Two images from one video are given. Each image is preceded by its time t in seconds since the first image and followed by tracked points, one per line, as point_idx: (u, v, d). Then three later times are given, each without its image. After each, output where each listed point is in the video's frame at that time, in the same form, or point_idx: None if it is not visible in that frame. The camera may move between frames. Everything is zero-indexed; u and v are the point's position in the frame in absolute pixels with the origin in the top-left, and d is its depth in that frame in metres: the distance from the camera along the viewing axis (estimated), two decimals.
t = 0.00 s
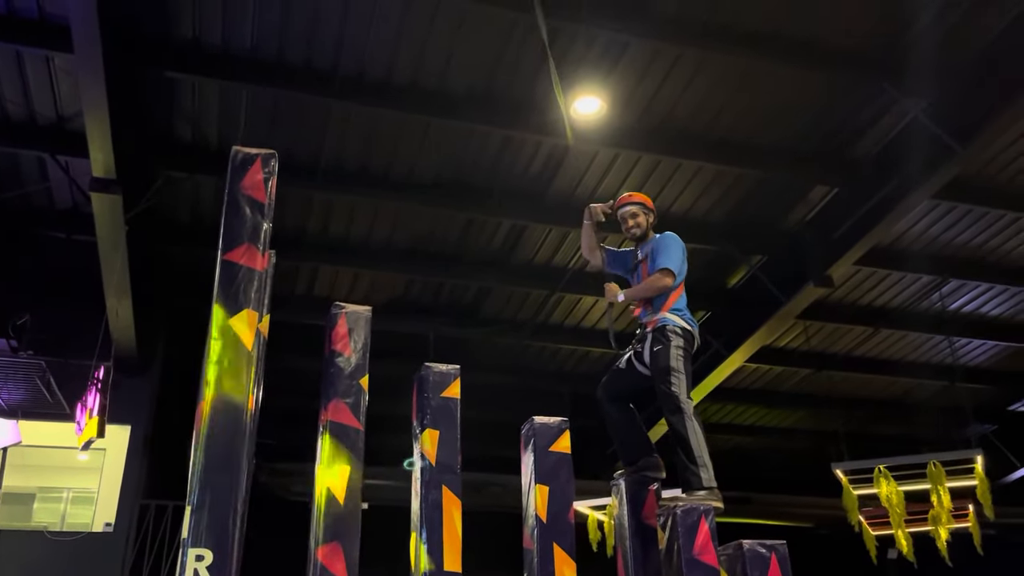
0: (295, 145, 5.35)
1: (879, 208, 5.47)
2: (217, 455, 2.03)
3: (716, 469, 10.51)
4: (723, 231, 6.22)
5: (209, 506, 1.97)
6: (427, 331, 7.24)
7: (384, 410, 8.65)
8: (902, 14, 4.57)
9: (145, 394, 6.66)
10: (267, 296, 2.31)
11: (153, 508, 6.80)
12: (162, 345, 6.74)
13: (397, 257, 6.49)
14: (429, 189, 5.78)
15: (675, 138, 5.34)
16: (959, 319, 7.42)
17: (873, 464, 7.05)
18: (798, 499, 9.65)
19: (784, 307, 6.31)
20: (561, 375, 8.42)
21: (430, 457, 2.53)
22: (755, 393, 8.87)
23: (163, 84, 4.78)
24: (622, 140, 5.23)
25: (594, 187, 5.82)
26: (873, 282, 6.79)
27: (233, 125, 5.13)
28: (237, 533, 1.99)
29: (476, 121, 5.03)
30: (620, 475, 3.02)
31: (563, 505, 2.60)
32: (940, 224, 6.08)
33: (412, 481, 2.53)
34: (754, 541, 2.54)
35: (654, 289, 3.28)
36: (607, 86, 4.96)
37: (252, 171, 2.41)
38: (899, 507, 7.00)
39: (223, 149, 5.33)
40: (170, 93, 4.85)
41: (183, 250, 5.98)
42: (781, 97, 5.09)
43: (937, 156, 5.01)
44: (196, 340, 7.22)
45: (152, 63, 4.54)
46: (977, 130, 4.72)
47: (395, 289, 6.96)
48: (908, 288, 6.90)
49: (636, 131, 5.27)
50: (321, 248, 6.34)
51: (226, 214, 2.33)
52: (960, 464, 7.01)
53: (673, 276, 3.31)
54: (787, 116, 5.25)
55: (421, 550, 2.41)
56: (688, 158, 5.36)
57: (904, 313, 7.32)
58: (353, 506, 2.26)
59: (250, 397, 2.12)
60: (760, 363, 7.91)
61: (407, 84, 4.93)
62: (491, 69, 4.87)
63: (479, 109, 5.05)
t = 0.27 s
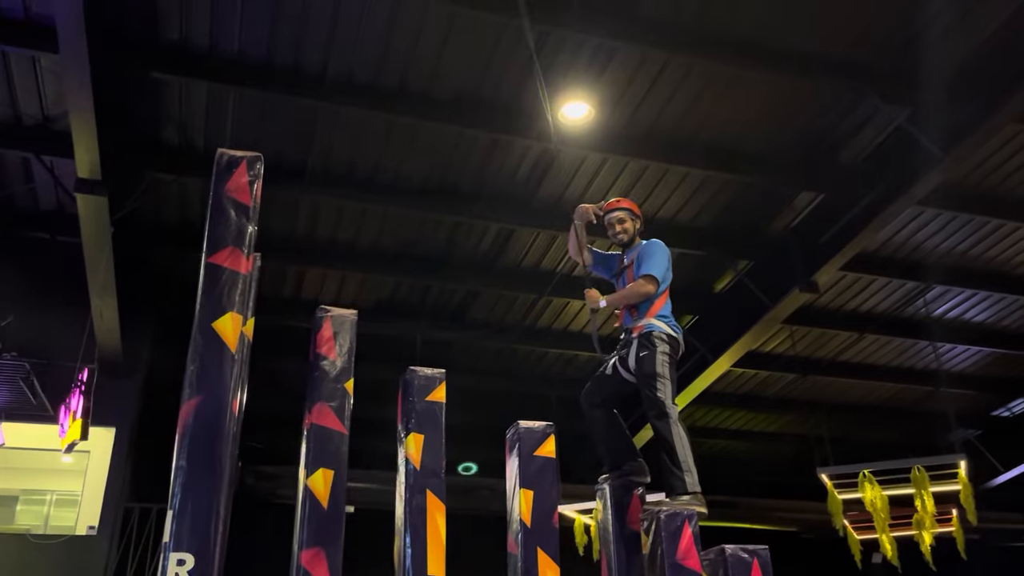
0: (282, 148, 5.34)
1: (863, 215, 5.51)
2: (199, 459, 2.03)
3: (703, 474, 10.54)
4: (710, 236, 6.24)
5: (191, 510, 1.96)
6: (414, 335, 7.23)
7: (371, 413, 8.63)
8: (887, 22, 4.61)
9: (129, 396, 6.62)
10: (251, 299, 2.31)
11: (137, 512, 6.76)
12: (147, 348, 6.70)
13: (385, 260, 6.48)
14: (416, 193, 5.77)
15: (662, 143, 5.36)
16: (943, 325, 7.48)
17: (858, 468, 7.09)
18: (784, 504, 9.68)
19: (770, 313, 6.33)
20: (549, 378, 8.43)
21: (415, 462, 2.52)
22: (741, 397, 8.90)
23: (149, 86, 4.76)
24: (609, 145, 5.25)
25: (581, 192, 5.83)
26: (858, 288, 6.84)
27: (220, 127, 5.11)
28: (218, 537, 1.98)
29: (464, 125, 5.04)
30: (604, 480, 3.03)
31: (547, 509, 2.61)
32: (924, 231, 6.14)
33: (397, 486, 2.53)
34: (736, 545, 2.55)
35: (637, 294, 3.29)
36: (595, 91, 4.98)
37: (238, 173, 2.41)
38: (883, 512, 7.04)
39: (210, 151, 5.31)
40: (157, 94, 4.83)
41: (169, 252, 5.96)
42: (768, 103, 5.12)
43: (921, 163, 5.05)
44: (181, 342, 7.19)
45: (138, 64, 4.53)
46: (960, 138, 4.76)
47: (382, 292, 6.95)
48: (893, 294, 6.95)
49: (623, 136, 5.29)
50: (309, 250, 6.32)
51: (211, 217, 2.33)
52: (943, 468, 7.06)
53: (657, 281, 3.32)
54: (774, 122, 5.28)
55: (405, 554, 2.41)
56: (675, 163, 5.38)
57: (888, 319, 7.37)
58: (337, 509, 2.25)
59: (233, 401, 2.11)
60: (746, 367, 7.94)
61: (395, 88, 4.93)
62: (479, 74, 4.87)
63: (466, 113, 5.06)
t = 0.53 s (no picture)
0: (272, 147, 5.31)
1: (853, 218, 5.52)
2: (188, 459, 2.01)
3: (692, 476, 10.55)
4: (701, 238, 6.25)
5: (179, 511, 1.95)
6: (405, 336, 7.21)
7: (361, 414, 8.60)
8: (877, 26, 4.63)
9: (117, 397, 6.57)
10: (241, 299, 2.29)
11: (124, 513, 6.71)
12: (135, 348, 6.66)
13: (376, 260, 6.46)
14: (407, 193, 5.75)
15: (653, 145, 5.36)
16: (932, 327, 7.51)
17: (847, 471, 7.10)
18: (773, 506, 9.70)
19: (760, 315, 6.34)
20: (539, 380, 8.42)
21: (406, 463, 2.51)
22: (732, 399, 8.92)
23: (139, 84, 4.73)
24: (601, 146, 5.25)
25: (573, 194, 5.83)
26: (848, 291, 6.85)
27: (210, 126, 5.08)
28: (207, 539, 1.96)
29: (455, 126, 5.02)
30: (596, 482, 3.03)
31: (538, 510, 2.59)
32: (913, 234, 6.16)
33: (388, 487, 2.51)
34: (728, 545, 2.55)
35: (626, 296, 3.28)
36: (587, 93, 4.98)
37: (228, 172, 2.39)
38: (872, 514, 7.06)
39: (200, 150, 5.28)
40: (146, 93, 4.80)
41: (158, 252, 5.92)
42: (758, 106, 5.13)
43: (911, 167, 5.06)
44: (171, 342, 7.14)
45: (127, 62, 4.49)
46: (950, 141, 4.77)
47: (373, 293, 6.92)
48: (882, 297, 6.98)
49: (615, 138, 5.29)
50: (299, 250, 6.30)
51: (201, 216, 2.31)
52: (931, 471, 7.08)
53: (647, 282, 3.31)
54: (765, 125, 5.28)
55: (396, 556, 2.39)
56: (667, 165, 5.38)
57: (878, 322, 7.40)
58: (326, 511, 2.24)
59: (222, 401, 2.10)
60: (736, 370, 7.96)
61: (386, 88, 4.91)
62: (471, 74, 4.86)
63: (458, 113, 5.05)
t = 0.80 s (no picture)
0: (266, 146, 5.28)
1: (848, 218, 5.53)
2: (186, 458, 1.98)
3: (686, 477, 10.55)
4: (696, 239, 6.25)
5: (177, 510, 1.92)
6: (398, 336, 7.19)
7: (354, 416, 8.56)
8: (874, 26, 4.64)
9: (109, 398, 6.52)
10: (240, 295, 2.27)
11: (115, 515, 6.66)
12: (127, 348, 6.61)
13: (370, 260, 6.43)
14: (402, 193, 5.73)
15: (649, 145, 5.35)
16: (925, 328, 7.53)
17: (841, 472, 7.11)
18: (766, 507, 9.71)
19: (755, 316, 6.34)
20: (533, 381, 8.40)
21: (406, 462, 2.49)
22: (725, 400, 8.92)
23: (132, 82, 4.69)
24: (596, 146, 5.24)
25: (568, 194, 5.82)
26: (842, 292, 6.86)
27: (204, 125, 5.05)
28: (206, 538, 1.93)
29: (450, 125, 5.00)
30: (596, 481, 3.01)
31: (538, 510, 2.58)
32: (907, 235, 6.17)
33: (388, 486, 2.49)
34: (733, 545, 2.54)
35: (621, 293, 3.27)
36: (583, 93, 4.97)
37: (227, 168, 2.37)
38: (866, 515, 7.06)
39: (193, 149, 5.24)
40: (139, 91, 4.76)
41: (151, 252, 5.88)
42: (754, 107, 5.13)
43: (906, 167, 5.07)
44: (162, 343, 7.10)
45: (119, 60, 4.45)
46: (945, 142, 4.78)
47: (367, 293, 6.90)
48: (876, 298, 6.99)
49: (610, 138, 5.28)
50: (292, 250, 6.26)
51: (199, 212, 2.28)
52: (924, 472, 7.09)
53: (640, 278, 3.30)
54: (760, 126, 5.28)
55: (396, 556, 2.37)
56: (662, 166, 5.38)
57: (871, 323, 7.41)
58: (325, 511, 2.21)
59: (221, 398, 2.07)
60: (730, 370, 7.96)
61: (381, 87, 4.89)
62: (467, 73, 4.84)
63: (453, 113, 5.03)
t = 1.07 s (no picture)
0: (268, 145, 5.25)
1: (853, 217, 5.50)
2: (197, 457, 1.95)
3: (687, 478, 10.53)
4: (699, 238, 6.22)
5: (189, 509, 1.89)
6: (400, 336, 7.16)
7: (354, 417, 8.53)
8: (879, 25, 4.62)
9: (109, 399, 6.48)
10: (250, 291, 2.24)
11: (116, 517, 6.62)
12: (127, 349, 6.57)
13: (372, 260, 6.40)
14: (404, 192, 5.70)
15: (653, 143, 5.33)
16: (928, 328, 7.51)
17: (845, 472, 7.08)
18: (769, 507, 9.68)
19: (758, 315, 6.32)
20: (535, 382, 8.37)
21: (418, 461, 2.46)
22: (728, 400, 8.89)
23: (133, 80, 4.66)
24: (600, 145, 5.21)
25: (571, 193, 5.79)
26: (846, 291, 6.84)
27: (205, 124, 5.02)
28: (217, 538, 1.90)
29: (453, 124, 4.98)
30: (608, 479, 2.98)
31: (550, 508, 2.55)
32: (911, 234, 6.15)
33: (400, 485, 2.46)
34: (754, 543, 2.51)
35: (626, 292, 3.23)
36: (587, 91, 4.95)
37: (235, 163, 2.33)
38: (870, 515, 7.04)
39: (195, 148, 5.21)
40: (141, 90, 4.73)
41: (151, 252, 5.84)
42: (758, 105, 5.11)
43: (911, 166, 5.05)
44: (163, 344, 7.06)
45: (121, 58, 4.42)
46: (950, 140, 4.76)
47: (369, 293, 6.87)
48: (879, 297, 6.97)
49: (614, 136, 5.26)
50: (294, 250, 6.23)
51: (207, 207, 2.25)
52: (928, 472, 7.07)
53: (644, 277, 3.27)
54: (764, 124, 5.26)
55: (408, 556, 2.34)
56: (665, 164, 5.35)
57: (874, 322, 7.39)
58: (337, 510, 2.19)
59: (232, 396, 2.04)
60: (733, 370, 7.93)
61: (384, 86, 4.86)
62: (470, 72, 4.82)
63: (457, 111, 5.00)
